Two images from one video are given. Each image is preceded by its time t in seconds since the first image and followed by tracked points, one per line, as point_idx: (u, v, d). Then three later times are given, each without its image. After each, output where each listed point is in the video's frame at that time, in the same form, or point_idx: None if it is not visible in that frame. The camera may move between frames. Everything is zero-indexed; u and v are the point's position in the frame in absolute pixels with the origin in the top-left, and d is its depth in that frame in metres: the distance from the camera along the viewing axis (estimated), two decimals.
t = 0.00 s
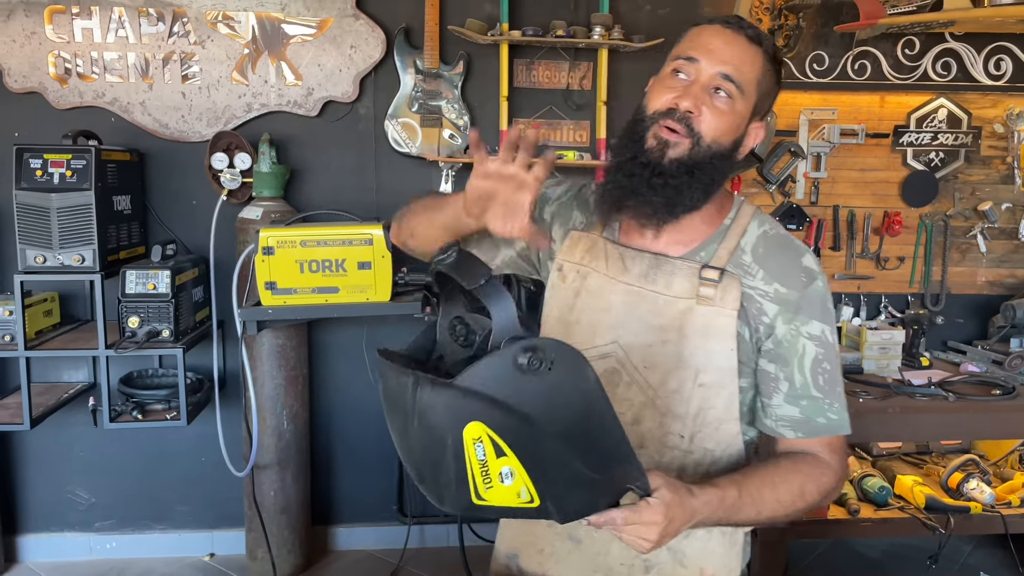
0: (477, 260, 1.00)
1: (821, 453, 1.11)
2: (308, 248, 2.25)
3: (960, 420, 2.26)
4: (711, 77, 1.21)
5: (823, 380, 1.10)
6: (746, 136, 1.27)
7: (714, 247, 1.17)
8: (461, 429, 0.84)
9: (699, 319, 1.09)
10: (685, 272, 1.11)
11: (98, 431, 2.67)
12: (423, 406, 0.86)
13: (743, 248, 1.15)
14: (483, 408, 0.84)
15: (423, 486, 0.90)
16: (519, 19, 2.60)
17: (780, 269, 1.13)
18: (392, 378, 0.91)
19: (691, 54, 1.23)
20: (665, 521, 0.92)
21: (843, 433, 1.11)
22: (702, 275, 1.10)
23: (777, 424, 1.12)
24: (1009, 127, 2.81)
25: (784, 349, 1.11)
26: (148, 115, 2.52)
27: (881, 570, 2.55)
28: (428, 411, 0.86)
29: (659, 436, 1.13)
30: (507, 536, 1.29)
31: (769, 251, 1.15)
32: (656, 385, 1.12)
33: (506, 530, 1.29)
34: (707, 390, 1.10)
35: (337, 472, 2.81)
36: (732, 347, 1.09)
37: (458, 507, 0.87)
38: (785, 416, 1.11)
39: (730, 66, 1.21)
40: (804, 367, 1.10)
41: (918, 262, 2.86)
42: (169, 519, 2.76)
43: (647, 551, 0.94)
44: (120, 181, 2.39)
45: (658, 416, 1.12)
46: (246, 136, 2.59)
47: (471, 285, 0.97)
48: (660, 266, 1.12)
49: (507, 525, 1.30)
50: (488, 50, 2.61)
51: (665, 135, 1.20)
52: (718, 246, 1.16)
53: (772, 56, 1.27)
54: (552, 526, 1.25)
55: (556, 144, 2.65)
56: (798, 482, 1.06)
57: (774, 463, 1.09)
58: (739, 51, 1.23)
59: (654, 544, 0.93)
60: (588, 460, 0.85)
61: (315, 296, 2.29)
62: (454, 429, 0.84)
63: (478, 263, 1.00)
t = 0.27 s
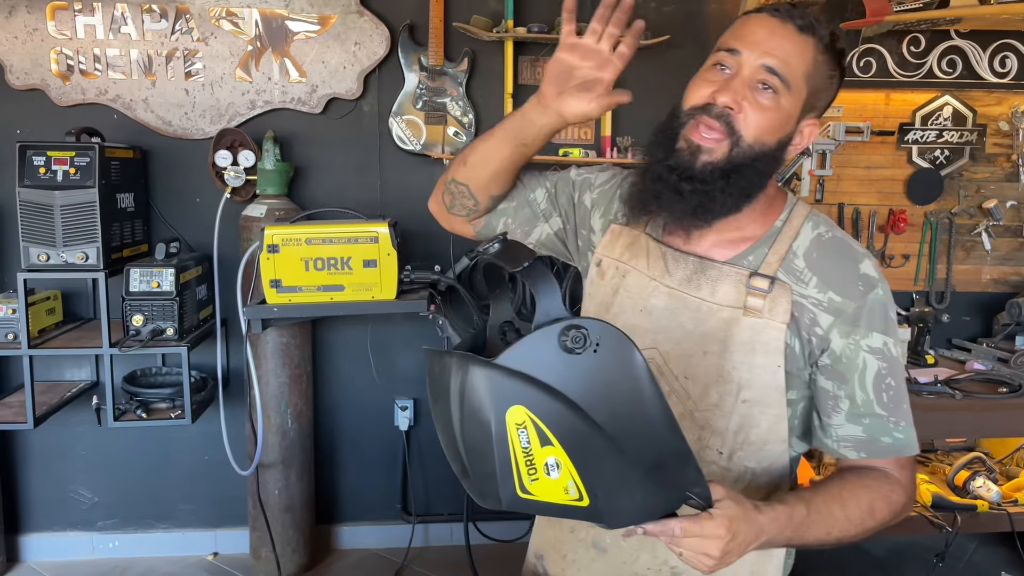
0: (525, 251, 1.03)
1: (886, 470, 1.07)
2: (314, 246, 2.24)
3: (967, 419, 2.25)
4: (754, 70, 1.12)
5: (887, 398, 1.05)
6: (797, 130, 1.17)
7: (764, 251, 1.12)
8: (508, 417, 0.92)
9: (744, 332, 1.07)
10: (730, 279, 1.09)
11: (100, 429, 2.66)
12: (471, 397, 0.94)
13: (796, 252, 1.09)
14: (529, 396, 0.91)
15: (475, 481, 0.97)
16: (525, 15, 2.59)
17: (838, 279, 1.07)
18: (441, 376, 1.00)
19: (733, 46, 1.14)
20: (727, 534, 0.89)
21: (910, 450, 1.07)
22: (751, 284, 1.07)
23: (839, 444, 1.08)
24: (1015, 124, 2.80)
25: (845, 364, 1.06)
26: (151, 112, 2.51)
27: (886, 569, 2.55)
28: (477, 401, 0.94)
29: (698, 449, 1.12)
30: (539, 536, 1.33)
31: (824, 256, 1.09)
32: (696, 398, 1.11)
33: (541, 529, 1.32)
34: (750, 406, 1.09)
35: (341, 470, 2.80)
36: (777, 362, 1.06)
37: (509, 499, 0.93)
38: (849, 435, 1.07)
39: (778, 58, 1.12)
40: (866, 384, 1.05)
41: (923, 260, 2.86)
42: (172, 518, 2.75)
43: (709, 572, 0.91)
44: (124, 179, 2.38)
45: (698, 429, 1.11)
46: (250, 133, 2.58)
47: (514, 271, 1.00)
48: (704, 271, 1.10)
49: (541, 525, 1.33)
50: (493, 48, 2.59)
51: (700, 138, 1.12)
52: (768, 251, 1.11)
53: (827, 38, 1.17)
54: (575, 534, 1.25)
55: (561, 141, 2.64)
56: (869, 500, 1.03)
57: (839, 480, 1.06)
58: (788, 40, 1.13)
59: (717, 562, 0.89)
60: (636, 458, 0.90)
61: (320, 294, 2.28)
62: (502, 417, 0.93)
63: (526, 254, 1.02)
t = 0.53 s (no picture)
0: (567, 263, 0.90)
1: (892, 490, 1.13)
2: (308, 244, 2.23)
3: (960, 414, 2.27)
4: (809, 90, 1.15)
5: (904, 420, 1.09)
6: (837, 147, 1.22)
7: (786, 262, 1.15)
8: (541, 432, 0.85)
9: (762, 346, 1.09)
10: (750, 291, 1.11)
11: (91, 430, 2.63)
12: (501, 405, 0.86)
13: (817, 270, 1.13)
14: (565, 412, 0.84)
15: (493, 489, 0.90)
16: (518, 12, 2.59)
17: (861, 298, 1.11)
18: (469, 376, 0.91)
19: (786, 64, 1.16)
20: (743, 555, 0.95)
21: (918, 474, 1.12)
22: (770, 295, 1.09)
23: (852, 462, 1.12)
24: (1004, 121, 2.83)
25: (865, 383, 1.09)
26: (141, 110, 2.48)
27: (879, 563, 2.57)
28: (506, 411, 0.86)
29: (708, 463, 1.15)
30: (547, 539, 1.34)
31: (848, 271, 1.13)
32: (710, 411, 1.13)
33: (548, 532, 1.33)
34: (766, 421, 1.11)
35: (335, 470, 2.79)
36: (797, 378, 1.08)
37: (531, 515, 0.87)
38: (863, 455, 1.11)
39: (832, 80, 1.15)
40: (882, 405, 1.09)
41: (914, 256, 2.87)
42: (164, 519, 2.73)
43: None
44: (115, 177, 2.36)
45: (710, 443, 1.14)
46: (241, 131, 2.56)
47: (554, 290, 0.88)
48: (722, 284, 1.12)
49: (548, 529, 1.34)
50: (486, 45, 2.57)
51: (759, 162, 1.14)
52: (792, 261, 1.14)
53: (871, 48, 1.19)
54: (584, 545, 1.25)
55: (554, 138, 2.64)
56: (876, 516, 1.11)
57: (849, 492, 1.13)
58: (843, 57, 1.15)
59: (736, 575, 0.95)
60: (666, 478, 0.85)
61: (314, 292, 2.26)
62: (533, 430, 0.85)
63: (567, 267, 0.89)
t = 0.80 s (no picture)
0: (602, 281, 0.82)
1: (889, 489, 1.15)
2: (295, 241, 2.20)
3: (946, 406, 2.28)
4: (802, 94, 1.15)
5: (903, 422, 1.12)
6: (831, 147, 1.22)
7: (783, 272, 1.17)
8: (607, 473, 0.75)
9: (762, 357, 1.07)
10: (749, 301, 1.09)
11: (72, 431, 2.59)
12: (559, 449, 0.75)
13: (816, 274, 1.14)
14: (633, 446, 0.75)
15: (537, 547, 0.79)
16: (505, 6, 2.57)
17: (859, 304, 1.12)
18: (506, 421, 0.78)
19: (776, 68, 1.15)
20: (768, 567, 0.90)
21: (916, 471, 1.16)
22: (770, 306, 1.08)
23: (850, 462, 1.16)
24: (987, 116, 2.85)
25: (867, 388, 1.12)
26: (122, 105, 2.44)
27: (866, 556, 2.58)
28: (567, 454, 0.75)
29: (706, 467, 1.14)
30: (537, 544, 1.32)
31: (846, 277, 1.14)
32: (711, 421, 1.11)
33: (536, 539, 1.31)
34: (766, 429, 1.10)
35: (321, 469, 2.77)
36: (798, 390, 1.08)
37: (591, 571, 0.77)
38: (863, 456, 1.14)
39: (825, 84, 1.14)
40: (882, 408, 1.12)
41: (898, 251, 2.89)
42: (148, 520, 2.69)
43: None
44: (96, 174, 2.32)
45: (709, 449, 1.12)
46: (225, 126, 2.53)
47: (606, 310, 0.79)
48: (721, 294, 1.10)
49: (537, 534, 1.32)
50: (472, 39, 2.56)
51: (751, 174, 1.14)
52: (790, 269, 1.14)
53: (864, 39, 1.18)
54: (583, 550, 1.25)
55: (541, 134, 2.62)
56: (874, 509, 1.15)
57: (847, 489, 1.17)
58: (836, 56, 1.14)
59: None
60: (714, 504, 0.80)
61: (301, 290, 2.24)
62: (598, 472, 0.75)
63: (608, 284, 0.82)
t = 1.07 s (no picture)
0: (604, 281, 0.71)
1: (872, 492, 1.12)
2: (281, 237, 2.19)
3: (930, 398, 2.30)
4: (729, 105, 1.09)
5: (878, 425, 1.09)
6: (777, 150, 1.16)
7: (756, 278, 1.11)
8: (643, 506, 0.62)
9: (746, 364, 1.04)
10: (727, 309, 1.06)
11: (56, 429, 2.57)
12: (591, 486, 0.60)
13: (789, 277, 1.11)
14: (663, 469, 0.64)
15: None
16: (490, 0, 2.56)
17: (832, 305, 1.10)
18: (518, 458, 0.61)
19: (698, 80, 1.09)
20: None
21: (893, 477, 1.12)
22: (749, 315, 1.05)
23: (827, 462, 1.13)
24: (968, 110, 2.87)
25: (840, 389, 1.10)
26: (104, 100, 2.42)
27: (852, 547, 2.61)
28: (602, 491, 0.60)
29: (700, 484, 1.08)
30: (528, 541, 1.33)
31: (819, 279, 1.11)
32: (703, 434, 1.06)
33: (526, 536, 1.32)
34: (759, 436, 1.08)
35: (308, 465, 2.76)
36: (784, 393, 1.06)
37: None
38: (838, 457, 1.12)
39: (754, 86, 1.08)
40: (858, 410, 1.10)
41: (882, 244, 2.91)
42: (133, 518, 2.67)
43: None
44: (78, 169, 2.29)
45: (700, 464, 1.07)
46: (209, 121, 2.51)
47: (620, 318, 0.67)
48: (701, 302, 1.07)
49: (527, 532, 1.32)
50: (458, 34, 2.55)
51: (685, 195, 1.09)
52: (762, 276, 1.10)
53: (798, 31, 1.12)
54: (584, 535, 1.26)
55: (527, 128, 2.62)
56: (858, 513, 1.12)
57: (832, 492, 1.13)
58: (764, 59, 1.08)
59: None
60: (725, 513, 0.72)
61: (287, 285, 2.22)
62: (634, 506, 0.61)
63: (611, 288, 0.70)
